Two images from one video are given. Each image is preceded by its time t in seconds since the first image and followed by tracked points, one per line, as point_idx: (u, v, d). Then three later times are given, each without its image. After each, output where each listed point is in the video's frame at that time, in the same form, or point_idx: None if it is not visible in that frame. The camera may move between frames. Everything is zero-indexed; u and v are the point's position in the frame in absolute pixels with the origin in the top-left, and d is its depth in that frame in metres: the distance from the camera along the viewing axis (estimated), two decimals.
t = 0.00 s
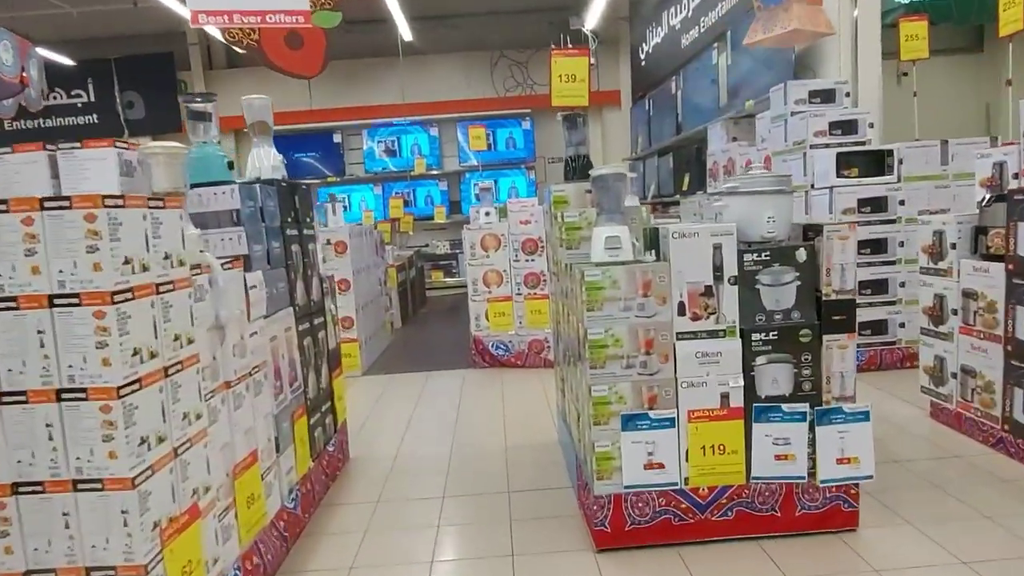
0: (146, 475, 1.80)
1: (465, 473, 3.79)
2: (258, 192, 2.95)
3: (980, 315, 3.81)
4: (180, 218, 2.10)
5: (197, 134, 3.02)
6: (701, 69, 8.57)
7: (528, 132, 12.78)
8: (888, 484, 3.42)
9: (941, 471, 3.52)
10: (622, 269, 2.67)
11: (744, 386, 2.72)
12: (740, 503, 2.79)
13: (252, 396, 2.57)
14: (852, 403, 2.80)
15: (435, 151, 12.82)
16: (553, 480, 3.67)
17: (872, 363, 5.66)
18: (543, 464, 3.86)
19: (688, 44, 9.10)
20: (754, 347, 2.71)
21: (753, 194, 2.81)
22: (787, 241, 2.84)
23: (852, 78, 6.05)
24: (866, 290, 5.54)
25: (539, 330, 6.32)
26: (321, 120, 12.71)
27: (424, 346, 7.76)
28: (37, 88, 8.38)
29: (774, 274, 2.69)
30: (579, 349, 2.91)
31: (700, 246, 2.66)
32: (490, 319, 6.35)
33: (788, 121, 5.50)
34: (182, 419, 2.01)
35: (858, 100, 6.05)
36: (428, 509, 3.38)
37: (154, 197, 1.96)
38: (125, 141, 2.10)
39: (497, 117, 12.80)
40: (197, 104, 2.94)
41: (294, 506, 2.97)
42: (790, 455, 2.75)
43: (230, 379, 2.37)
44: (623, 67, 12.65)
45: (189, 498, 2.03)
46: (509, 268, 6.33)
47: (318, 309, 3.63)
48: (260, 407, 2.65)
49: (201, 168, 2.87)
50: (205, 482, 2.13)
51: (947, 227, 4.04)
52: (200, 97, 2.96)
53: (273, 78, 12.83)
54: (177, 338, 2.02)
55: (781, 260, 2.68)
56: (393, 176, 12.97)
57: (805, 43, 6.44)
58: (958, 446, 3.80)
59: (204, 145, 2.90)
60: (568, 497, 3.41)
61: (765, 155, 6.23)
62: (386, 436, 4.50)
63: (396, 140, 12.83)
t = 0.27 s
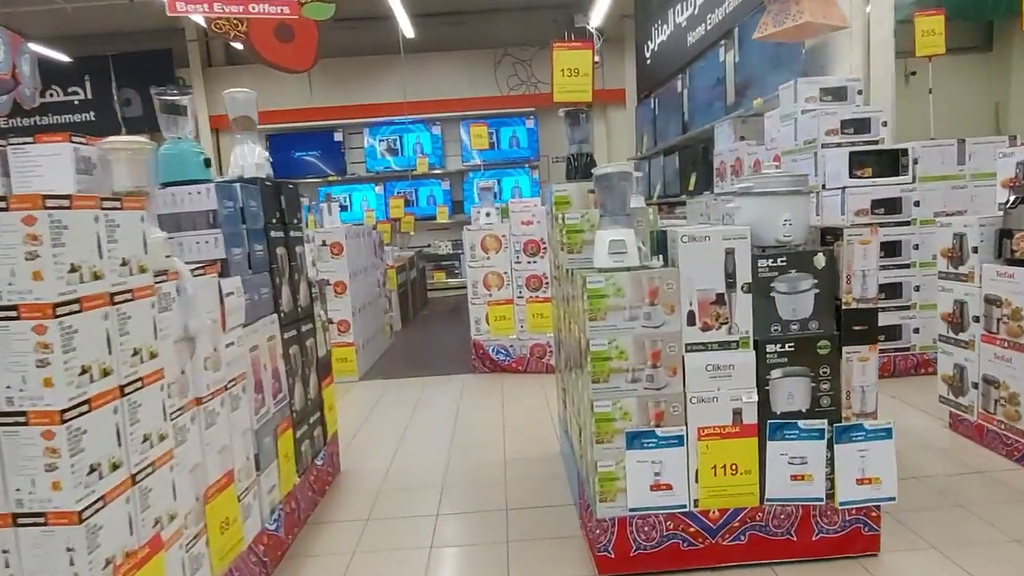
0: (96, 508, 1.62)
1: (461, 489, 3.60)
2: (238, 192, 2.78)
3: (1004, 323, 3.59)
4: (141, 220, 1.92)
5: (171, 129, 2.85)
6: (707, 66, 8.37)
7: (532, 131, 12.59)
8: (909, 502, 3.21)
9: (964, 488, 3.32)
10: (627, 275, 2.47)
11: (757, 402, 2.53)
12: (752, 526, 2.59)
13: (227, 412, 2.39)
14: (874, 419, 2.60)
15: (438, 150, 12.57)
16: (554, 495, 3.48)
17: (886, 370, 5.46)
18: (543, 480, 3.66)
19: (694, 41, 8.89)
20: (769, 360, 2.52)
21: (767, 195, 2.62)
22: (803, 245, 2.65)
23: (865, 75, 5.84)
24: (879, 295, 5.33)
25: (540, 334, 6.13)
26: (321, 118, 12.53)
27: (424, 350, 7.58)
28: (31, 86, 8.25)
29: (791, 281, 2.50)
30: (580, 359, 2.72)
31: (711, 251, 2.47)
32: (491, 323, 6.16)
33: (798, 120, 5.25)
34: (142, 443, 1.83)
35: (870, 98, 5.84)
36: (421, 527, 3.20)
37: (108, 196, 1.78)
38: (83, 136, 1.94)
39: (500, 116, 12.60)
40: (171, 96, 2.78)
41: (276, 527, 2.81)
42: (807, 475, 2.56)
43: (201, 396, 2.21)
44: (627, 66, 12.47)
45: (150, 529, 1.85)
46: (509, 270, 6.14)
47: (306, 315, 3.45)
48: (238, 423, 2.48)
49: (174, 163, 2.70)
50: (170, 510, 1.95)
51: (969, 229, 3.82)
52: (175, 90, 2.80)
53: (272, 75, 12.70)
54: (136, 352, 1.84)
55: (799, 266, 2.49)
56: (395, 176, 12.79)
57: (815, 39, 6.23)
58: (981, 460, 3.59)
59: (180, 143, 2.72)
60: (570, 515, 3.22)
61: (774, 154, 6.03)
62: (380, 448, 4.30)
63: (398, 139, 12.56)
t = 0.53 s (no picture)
0: (13, 547, 1.46)
1: (445, 505, 3.41)
2: (200, 190, 2.63)
3: (1018, 331, 3.41)
4: (77, 223, 1.79)
5: (129, 124, 2.70)
6: (707, 65, 8.18)
7: (530, 131, 12.43)
8: (918, 522, 3.03)
9: (976, 506, 3.13)
10: (618, 282, 2.29)
11: (760, 419, 2.34)
12: (753, 552, 2.41)
13: (183, 430, 2.31)
14: (885, 438, 2.41)
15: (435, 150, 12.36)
16: (544, 512, 3.30)
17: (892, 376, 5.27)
18: (531, 496, 3.47)
19: (694, 39, 8.71)
20: (772, 374, 2.33)
21: (771, 196, 2.43)
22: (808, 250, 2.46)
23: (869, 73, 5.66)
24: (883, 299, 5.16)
25: (534, 339, 5.94)
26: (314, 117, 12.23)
27: (416, 353, 7.41)
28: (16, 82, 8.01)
29: (796, 288, 2.31)
30: (570, 372, 2.53)
31: (710, 256, 2.28)
32: (483, 327, 5.99)
33: (801, 120, 4.99)
34: (75, 470, 1.68)
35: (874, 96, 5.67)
36: (402, 547, 3.03)
37: (35, 197, 1.64)
38: (15, 133, 1.80)
39: (499, 116, 12.47)
40: (127, 88, 2.64)
41: (243, 551, 2.68)
42: (813, 497, 2.37)
43: (152, 414, 2.11)
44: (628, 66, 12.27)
45: (85, 565, 1.70)
46: (502, 273, 5.95)
47: (281, 322, 3.27)
48: (195, 443, 2.39)
49: (132, 160, 2.54)
50: (112, 542, 1.84)
51: (981, 233, 3.63)
52: (132, 81, 2.65)
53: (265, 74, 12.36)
54: (69, 370, 1.69)
55: (805, 273, 2.30)
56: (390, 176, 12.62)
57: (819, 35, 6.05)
58: (994, 475, 3.41)
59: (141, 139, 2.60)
60: (558, 534, 3.05)
61: (775, 154, 5.85)
62: (364, 459, 4.12)
63: (394, 138, 12.38)
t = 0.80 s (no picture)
0: None
1: (415, 520, 3.20)
2: (143, 180, 2.39)
3: None
4: None
5: (65, 107, 2.75)
6: (700, 56, 7.96)
7: (522, 125, 12.18)
8: (920, 538, 2.84)
9: (981, 520, 2.94)
10: (596, 283, 2.08)
11: (751, 433, 2.14)
12: None
13: (116, 445, 2.09)
14: (888, 453, 2.21)
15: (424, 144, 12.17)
16: (522, 526, 3.10)
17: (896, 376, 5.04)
18: (508, 510, 3.25)
19: (688, 30, 8.48)
20: (764, 384, 2.13)
21: (762, 189, 2.23)
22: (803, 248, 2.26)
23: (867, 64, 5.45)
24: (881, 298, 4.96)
25: (520, 339, 5.74)
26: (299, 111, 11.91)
27: (401, 352, 7.19)
28: None
29: (790, 290, 2.11)
30: (545, 380, 2.32)
31: (696, 255, 2.08)
32: (467, 326, 5.78)
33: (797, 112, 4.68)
34: None
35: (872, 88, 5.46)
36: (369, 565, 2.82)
37: None
38: None
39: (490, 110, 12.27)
40: (61, 71, 2.69)
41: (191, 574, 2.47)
42: (808, 518, 2.17)
43: (77, 430, 1.90)
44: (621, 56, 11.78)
45: None
46: (487, 270, 5.74)
47: (241, 324, 3.05)
48: (132, 458, 2.17)
49: (71, 146, 2.31)
50: None
51: (986, 229, 3.44)
52: (66, 64, 2.70)
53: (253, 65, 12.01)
54: None
55: (800, 273, 2.10)
56: (379, 171, 12.37)
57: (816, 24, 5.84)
58: (998, 487, 3.22)
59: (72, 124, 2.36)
60: (536, 551, 2.85)
61: (770, 147, 5.65)
62: (335, 469, 3.90)
63: (383, 133, 12.18)
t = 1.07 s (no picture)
0: None
1: (379, 546, 2.99)
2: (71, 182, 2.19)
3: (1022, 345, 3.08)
4: None
5: None
6: (685, 56, 7.80)
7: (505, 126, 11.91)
8: (915, 564, 2.66)
9: (980, 544, 2.78)
10: (563, 296, 1.89)
11: (733, 459, 1.97)
12: None
13: (31, 477, 1.87)
14: (881, 479, 2.07)
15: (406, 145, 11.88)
16: (492, 553, 2.90)
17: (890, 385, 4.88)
18: (480, 534, 3.06)
19: (672, 30, 8.33)
20: (748, 407, 1.96)
21: (746, 192, 2.05)
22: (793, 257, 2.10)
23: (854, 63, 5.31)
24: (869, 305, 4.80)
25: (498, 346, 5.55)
26: (277, 110, 11.73)
27: (376, 358, 6.96)
28: None
29: (776, 303, 1.93)
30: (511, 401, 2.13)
31: (674, 266, 1.90)
32: (443, 333, 5.58)
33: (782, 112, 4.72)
34: None
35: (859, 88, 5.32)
36: None
37: None
38: None
39: (471, 110, 12.03)
40: None
41: None
42: (797, 551, 1.98)
43: None
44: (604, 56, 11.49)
45: None
46: (464, 275, 5.55)
47: (188, 337, 2.83)
48: (51, 490, 1.95)
49: None
50: None
51: (980, 235, 3.30)
52: None
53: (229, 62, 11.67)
54: None
55: (787, 286, 1.93)
56: (359, 171, 12.13)
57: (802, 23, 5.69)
58: (995, 507, 3.07)
59: None
60: None
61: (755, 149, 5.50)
62: (296, 490, 3.66)
63: (363, 132, 11.93)
